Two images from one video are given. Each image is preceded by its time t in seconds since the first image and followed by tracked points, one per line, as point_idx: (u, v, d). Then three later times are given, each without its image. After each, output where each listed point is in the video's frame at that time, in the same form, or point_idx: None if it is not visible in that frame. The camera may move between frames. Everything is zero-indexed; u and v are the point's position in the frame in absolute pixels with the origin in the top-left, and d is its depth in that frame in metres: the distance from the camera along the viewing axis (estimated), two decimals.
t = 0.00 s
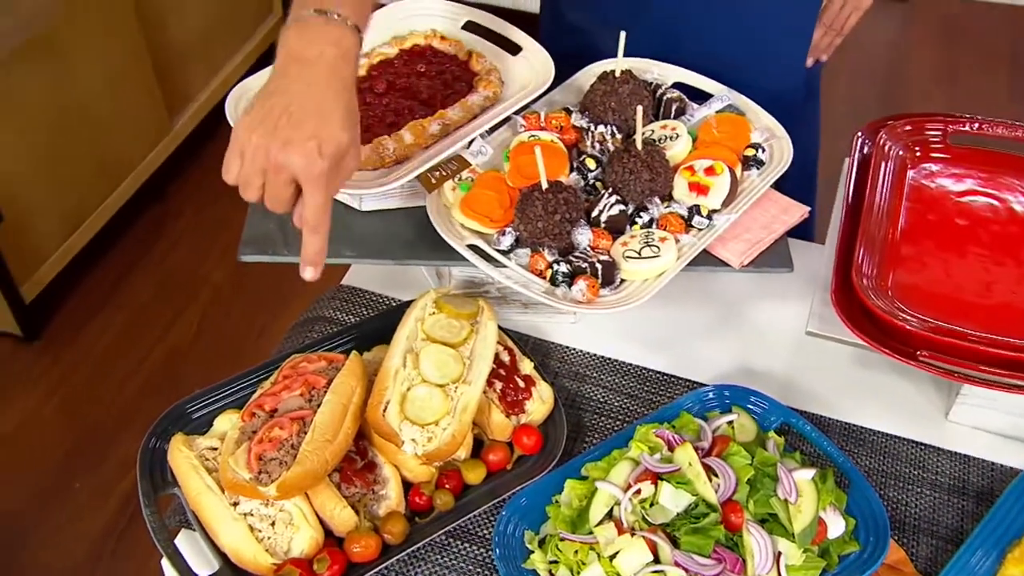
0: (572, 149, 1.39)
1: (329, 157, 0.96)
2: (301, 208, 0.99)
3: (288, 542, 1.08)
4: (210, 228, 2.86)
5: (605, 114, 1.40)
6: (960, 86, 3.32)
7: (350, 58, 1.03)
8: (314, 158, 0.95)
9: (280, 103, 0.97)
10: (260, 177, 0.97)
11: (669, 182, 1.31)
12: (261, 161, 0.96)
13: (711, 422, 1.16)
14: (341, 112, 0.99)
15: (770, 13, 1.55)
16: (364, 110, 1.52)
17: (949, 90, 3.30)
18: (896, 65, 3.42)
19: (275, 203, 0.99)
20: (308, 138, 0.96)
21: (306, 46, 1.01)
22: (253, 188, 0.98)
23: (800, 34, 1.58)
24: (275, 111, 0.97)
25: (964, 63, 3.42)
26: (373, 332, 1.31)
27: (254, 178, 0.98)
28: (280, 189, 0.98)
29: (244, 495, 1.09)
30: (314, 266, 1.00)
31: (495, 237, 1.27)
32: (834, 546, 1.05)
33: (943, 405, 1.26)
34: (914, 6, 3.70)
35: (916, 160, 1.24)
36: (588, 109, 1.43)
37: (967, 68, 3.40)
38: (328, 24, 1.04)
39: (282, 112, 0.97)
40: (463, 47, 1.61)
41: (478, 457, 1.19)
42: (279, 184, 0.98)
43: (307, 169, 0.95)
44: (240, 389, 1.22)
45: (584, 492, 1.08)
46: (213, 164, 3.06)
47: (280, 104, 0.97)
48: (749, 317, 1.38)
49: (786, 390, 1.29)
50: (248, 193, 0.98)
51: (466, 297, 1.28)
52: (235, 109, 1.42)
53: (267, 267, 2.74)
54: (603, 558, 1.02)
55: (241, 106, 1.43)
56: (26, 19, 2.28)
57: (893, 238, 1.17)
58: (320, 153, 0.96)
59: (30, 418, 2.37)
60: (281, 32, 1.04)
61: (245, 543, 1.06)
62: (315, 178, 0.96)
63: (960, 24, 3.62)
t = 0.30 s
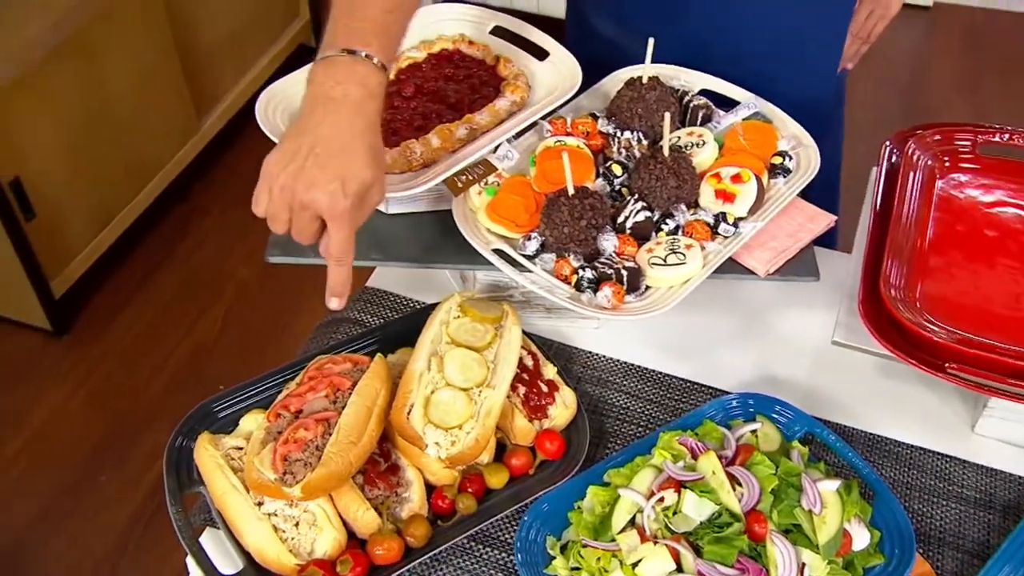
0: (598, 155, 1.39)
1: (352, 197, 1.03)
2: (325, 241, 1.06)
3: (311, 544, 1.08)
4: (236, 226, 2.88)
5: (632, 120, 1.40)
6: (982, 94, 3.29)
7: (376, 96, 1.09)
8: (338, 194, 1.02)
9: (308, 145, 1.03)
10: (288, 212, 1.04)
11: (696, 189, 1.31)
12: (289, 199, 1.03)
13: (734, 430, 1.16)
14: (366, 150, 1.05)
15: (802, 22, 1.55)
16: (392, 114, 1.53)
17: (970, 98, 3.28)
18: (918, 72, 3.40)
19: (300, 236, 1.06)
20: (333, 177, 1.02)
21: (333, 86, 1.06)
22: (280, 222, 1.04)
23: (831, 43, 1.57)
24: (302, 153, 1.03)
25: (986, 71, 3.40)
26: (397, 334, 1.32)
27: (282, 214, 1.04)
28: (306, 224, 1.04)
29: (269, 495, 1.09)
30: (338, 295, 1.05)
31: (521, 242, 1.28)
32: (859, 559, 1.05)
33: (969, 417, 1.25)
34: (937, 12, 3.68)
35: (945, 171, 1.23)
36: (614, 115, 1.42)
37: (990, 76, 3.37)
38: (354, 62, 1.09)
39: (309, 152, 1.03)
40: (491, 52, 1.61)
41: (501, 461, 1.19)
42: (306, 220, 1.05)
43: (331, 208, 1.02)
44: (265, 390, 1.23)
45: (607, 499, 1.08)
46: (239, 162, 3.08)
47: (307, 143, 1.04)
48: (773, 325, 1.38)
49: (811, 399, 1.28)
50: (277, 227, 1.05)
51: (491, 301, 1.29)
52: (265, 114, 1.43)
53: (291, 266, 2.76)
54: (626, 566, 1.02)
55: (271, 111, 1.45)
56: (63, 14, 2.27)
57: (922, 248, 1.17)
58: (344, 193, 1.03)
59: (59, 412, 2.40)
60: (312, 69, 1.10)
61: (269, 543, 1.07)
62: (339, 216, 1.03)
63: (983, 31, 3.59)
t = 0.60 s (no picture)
0: (623, 159, 1.40)
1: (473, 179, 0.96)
2: (450, 230, 0.99)
3: (336, 541, 1.09)
4: (260, 224, 2.90)
5: (657, 125, 1.41)
6: (1002, 100, 3.27)
7: (468, 76, 1.00)
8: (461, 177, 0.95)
9: (408, 136, 0.94)
10: (405, 207, 0.96)
11: (720, 195, 1.31)
12: (408, 194, 0.95)
13: (757, 434, 1.16)
14: (472, 132, 0.97)
15: (827, 27, 1.55)
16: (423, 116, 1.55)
17: (990, 104, 3.26)
18: (937, 79, 3.38)
19: (422, 231, 0.99)
20: (449, 163, 0.94)
21: (427, 75, 0.97)
22: (403, 220, 0.97)
23: (856, 49, 1.56)
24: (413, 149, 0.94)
25: (1007, 77, 3.38)
26: (422, 334, 1.33)
27: (401, 210, 0.97)
28: (425, 216, 0.98)
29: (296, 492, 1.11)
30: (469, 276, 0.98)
31: (546, 244, 1.28)
32: (882, 565, 1.05)
33: (992, 424, 1.25)
34: (957, 18, 3.66)
35: (970, 178, 1.23)
36: (639, 119, 1.43)
37: (1012, 83, 3.35)
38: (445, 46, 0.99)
39: (419, 146, 0.95)
40: (518, 56, 1.64)
41: (524, 462, 1.20)
42: (426, 211, 0.98)
43: (454, 194, 0.95)
44: (292, 388, 1.24)
45: (630, 501, 1.08)
46: (263, 161, 3.10)
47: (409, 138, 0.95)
48: (796, 330, 1.38)
49: (834, 405, 1.28)
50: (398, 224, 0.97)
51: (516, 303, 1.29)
52: (295, 115, 1.50)
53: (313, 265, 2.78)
54: (648, 568, 1.02)
55: (299, 112, 1.53)
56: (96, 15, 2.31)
57: (948, 255, 1.17)
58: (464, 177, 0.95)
59: (85, 405, 2.43)
60: (395, 63, 1.00)
61: (295, 540, 1.08)
62: (462, 201, 0.95)
63: (1007, 37, 3.57)
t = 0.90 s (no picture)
0: (640, 161, 1.41)
1: (539, 183, 1.08)
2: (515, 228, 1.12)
3: (357, 537, 1.11)
4: (277, 223, 2.93)
5: (674, 128, 1.42)
6: (1013, 105, 3.27)
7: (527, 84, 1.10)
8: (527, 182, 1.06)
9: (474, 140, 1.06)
10: (477, 213, 1.10)
11: (737, 198, 1.32)
12: (478, 200, 1.08)
13: (772, 435, 1.17)
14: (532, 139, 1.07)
15: (843, 32, 1.55)
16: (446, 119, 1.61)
17: (1005, 110, 3.26)
18: (948, 84, 3.38)
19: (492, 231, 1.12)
20: (519, 169, 1.06)
21: (485, 83, 1.08)
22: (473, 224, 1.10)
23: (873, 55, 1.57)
24: (484, 156, 1.04)
25: (1019, 83, 3.37)
26: (440, 333, 1.34)
27: (474, 216, 1.10)
28: (496, 219, 1.11)
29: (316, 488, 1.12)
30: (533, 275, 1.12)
31: (563, 245, 1.30)
32: (897, 566, 1.06)
33: (1006, 427, 1.25)
34: (968, 23, 3.65)
35: (986, 182, 1.24)
36: (656, 122, 1.44)
37: None
38: (503, 57, 1.11)
39: (491, 153, 1.05)
40: (537, 58, 1.70)
41: (540, 461, 1.21)
42: (495, 215, 1.10)
43: (524, 198, 1.07)
44: (312, 385, 1.26)
45: (646, 500, 1.10)
46: (280, 160, 3.13)
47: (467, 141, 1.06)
48: (811, 333, 1.39)
49: (848, 407, 1.29)
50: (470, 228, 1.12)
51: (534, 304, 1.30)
52: (319, 118, 1.52)
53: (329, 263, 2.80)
54: (665, 567, 1.04)
55: (322, 114, 1.54)
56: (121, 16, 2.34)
57: (964, 259, 1.17)
58: (531, 180, 1.07)
59: (106, 400, 2.46)
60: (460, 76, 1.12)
61: (316, 535, 1.10)
62: (532, 205, 1.07)
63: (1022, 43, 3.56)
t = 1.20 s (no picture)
0: (651, 163, 1.42)
1: (457, 181, 1.05)
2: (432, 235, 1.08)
3: (371, 531, 1.13)
4: (288, 222, 2.95)
5: (684, 130, 1.43)
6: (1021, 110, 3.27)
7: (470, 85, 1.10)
8: (443, 179, 1.04)
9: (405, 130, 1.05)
10: (391, 204, 1.08)
11: (747, 199, 1.34)
12: (392, 189, 1.06)
13: (782, 434, 1.18)
14: (463, 136, 1.06)
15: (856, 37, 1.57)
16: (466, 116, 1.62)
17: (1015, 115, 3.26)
18: (952, 87, 3.39)
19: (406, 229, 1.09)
20: (437, 161, 1.04)
21: (431, 75, 1.08)
22: (382, 214, 1.08)
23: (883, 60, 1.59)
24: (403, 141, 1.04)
25: None
26: (452, 331, 1.36)
27: (386, 205, 1.08)
28: (410, 213, 1.08)
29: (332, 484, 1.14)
30: (441, 285, 1.05)
31: (575, 245, 1.31)
32: (905, 564, 1.07)
33: (1012, 428, 1.27)
34: (973, 27, 3.66)
35: (994, 185, 1.25)
36: (667, 124, 1.45)
37: None
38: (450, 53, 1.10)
39: (412, 140, 1.05)
40: (548, 61, 1.69)
41: (552, 458, 1.23)
42: (409, 210, 1.08)
43: (436, 191, 1.04)
44: (327, 382, 1.27)
45: (656, 497, 1.12)
46: (292, 160, 3.15)
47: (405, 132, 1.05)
48: (820, 333, 1.40)
49: (856, 407, 1.30)
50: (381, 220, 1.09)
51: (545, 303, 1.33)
52: (334, 115, 1.55)
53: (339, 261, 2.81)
54: (675, 563, 1.05)
55: (338, 111, 1.57)
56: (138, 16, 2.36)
57: (973, 261, 1.18)
58: (449, 177, 1.04)
59: (120, 397, 2.48)
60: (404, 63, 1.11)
61: (331, 529, 1.11)
62: (444, 202, 1.05)
63: None
